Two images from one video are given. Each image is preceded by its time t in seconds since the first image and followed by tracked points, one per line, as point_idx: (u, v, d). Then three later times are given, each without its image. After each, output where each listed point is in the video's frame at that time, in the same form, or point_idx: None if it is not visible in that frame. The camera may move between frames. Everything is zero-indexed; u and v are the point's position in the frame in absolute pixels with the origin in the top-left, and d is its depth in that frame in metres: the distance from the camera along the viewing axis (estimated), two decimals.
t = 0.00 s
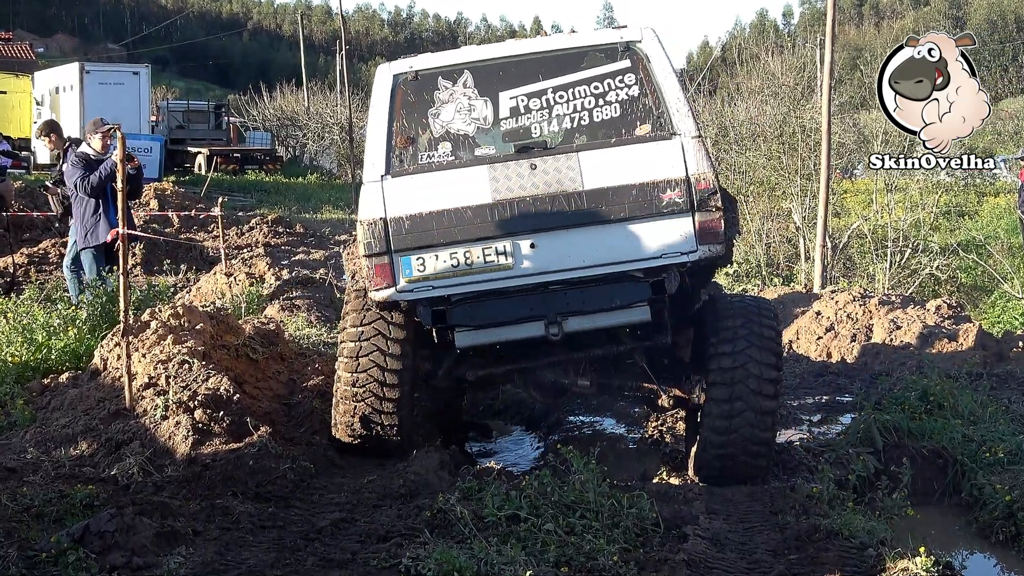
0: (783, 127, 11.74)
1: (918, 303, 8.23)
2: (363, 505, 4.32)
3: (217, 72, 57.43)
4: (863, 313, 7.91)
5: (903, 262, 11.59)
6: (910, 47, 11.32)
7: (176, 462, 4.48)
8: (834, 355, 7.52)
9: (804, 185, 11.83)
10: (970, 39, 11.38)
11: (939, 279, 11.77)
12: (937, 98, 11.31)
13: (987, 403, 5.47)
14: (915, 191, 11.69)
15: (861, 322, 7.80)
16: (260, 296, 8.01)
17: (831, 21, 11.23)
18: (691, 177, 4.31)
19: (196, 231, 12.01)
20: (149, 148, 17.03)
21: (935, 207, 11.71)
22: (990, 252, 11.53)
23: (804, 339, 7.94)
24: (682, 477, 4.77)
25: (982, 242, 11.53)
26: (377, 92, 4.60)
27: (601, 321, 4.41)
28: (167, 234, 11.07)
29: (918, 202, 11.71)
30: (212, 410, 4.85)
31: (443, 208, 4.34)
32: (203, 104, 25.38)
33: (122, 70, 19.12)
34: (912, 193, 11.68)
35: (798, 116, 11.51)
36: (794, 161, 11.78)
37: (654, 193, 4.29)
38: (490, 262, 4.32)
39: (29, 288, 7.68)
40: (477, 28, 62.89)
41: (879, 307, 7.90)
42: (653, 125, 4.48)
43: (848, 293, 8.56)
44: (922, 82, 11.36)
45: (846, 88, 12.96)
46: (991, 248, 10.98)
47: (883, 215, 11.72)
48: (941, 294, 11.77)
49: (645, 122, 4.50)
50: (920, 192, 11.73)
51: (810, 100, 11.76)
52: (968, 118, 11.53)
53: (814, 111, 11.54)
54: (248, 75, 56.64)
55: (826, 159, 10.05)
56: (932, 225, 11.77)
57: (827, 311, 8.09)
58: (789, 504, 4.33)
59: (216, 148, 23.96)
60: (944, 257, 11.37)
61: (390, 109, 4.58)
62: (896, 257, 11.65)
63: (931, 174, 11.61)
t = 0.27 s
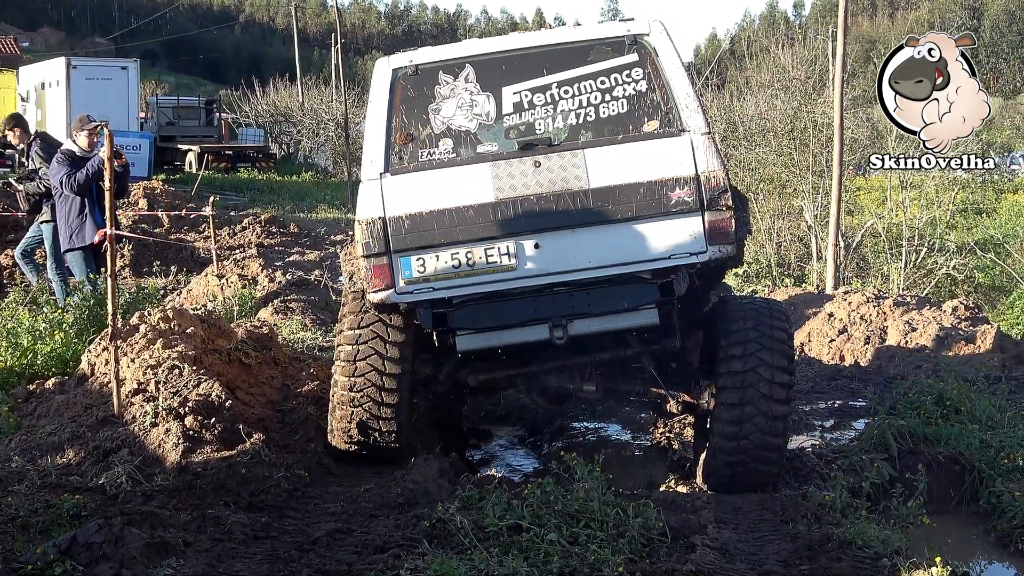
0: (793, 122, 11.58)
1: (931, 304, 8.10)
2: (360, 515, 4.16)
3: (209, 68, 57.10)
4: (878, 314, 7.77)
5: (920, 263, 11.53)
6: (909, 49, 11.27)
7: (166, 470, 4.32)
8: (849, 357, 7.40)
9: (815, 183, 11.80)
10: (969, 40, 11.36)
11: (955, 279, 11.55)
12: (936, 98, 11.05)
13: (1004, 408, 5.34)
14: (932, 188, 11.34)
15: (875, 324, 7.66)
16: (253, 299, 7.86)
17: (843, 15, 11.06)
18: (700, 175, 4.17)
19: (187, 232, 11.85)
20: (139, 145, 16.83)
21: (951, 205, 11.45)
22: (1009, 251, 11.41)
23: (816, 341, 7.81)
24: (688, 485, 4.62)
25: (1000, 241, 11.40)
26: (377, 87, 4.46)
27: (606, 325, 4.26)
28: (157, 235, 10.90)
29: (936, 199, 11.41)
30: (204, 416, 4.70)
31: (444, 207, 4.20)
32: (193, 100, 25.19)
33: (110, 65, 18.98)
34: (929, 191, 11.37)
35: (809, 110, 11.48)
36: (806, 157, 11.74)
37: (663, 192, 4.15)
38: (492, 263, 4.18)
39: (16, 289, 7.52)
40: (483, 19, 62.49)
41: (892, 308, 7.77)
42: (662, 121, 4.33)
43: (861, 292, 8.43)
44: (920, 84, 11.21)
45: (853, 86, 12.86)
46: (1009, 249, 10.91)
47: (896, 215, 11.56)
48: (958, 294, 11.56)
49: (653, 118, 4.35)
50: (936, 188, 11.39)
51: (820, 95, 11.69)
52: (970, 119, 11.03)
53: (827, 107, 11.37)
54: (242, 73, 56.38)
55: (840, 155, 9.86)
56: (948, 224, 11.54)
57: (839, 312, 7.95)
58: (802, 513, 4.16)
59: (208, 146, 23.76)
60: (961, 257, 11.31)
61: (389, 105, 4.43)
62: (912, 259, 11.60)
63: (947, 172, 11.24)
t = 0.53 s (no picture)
0: (795, 121, 11.52)
1: (934, 306, 8.06)
2: (358, 519, 4.13)
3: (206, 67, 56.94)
4: (880, 315, 7.73)
5: (923, 264, 11.52)
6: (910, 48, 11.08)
7: (163, 474, 4.29)
8: (852, 360, 7.36)
9: (817, 184, 11.74)
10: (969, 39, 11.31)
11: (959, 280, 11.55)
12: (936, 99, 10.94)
13: (1007, 411, 5.30)
14: (935, 189, 11.27)
15: (878, 325, 7.62)
16: (250, 302, 7.82)
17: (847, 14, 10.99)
18: (700, 176, 4.14)
19: (184, 234, 11.82)
20: (135, 146, 16.77)
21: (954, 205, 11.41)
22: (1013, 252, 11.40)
23: (818, 344, 7.77)
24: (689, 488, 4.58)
25: (1004, 242, 11.40)
26: (374, 88, 4.42)
27: (606, 326, 4.23)
28: (153, 238, 10.86)
29: (939, 201, 11.35)
30: (201, 420, 4.66)
31: (442, 208, 4.17)
32: (189, 102, 25.20)
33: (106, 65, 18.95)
34: (932, 193, 11.30)
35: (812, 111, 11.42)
36: (808, 157, 11.67)
37: (662, 193, 4.12)
38: (491, 264, 4.14)
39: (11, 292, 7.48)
40: (477, 20, 62.57)
41: (895, 310, 7.72)
42: (661, 121, 4.30)
43: (863, 294, 8.39)
44: (920, 83, 11.06)
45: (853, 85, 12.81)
46: (1013, 250, 10.91)
47: (899, 216, 11.50)
48: (962, 296, 11.54)
49: (652, 118, 4.31)
50: (939, 189, 11.33)
51: (822, 95, 11.64)
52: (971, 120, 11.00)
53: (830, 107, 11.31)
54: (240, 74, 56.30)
55: (842, 155, 9.81)
56: (951, 225, 11.53)
57: (842, 314, 7.91)
58: (804, 516, 4.12)
59: (205, 147, 23.70)
60: (965, 258, 11.35)
61: (387, 106, 4.40)
62: (914, 260, 11.58)
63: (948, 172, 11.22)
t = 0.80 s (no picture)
0: (795, 123, 11.52)
1: (933, 307, 8.06)
2: (356, 521, 4.12)
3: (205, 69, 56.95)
4: (880, 317, 7.72)
5: (922, 266, 11.45)
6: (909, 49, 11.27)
7: (161, 476, 4.28)
8: (851, 361, 7.35)
9: (816, 186, 11.73)
10: (969, 40, 11.44)
11: (958, 282, 11.48)
12: (935, 98, 11.11)
13: (1006, 413, 5.29)
14: (933, 190, 11.10)
15: (877, 327, 7.62)
16: (249, 304, 7.83)
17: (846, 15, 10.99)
18: (698, 177, 4.13)
19: (184, 236, 11.83)
20: (134, 148, 16.76)
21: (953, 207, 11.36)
22: (1012, 255, 11.36)
23: (818, 345, 7.76)
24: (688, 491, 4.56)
25: (1003, 244, 11.35)
26: (372, 90, 4.42)
27: (604, 327, 4.23)
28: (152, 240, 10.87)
29: (937, 201, 11.18)
30: (199, 422, 4.66)
31: (440, 210, 4.16)
32: (189, 103, 25.18)
33: (106, 68, 18.95)
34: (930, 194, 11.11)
35: (811, 112, 11.38)
36: (807, 159, 11.67)
37: (660, 194, 4.11)
38: (489, 266, 4.14)
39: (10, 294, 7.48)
40: (476, 21, 62.47)
41: (895, 312, 7.72)
42: (659, 122, 4.30)
43: (862, 296, 8.39)
44: (920, 84, 11.23)
45: (852, 86, 12.81)
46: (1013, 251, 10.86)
47: (897, 218, 11.40)
48: (961, 297, 11.47)
49: (650, 119, 4.31)
50: (938, 189, 11.13)
51: (822, 95, 11.60)
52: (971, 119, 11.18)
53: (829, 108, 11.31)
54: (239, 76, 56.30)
55: (841, 157, 9.81)
56: (951, 226, 11.51)
57: (841, 316, 7.91)
58: (802, 518, 4.10)
59: (204, 149, 23.70)
60: (964, 259, 11.28)
61: (384, 108, 4.40)
62: (913, 262, 11.52)
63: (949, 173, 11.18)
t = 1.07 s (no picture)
0: (793, 125, 11.51)
1: (931, 309, 8.06)
2: (355, 524, 4.11)
3: (204, 71, 56.95)
4: (878, 319, 7.72)
5: (920, 267, 11.38)
6: (911, 48, 11.30)
7: (160, 479, 4.28)
8: (849, 363, 7.35)
9: (814, 187, 11.72)
10: (969, 40, 11.49)
11: (957, 283, 11.40)
12: (936, 98, 11.16)
13: (1005, 415, 5.29)
14: (932, 191, 11.13)
15: (875, 329, 7.62)
16: (246, 306, 7.82)
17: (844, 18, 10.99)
18: (698, 180, 4.14)
19: (182, 238, 11.83)
20: (132, 151, 16.75)
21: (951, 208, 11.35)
22: (1010, 257, 11.33)
23: (816, 346, 7.75)
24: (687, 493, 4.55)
25: (1000, 246, 11.32)
26: (372, 93, 4.42)
27: (604, 330, 4.23)
28: (151, 243, 10.87)
29: (935, 203, 11.21)
30: (198, 424, 4.65)
31: (441, 214, 4.16)
32: (187, 106, 25.15)
33: (104, 71, 18.94)
34: (928, 195, 11.13)
35: (809, 114, 11.39)
36: (804, 161, 11.67)
37: (661, 198, 4.12)
38: (490, 269, 4.14)
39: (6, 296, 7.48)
40: (475, 24, 62.50)
41: (893, 313, 7.72)
42: (659, 125, 4.29)
43: (859, 298, 8.38)
44: (920, 83, 11.27)
45: (851, 88, 12.82)
46: (1011, 253, 10.81)
47: (895, 219, 11.40)
48: (960, 299, 11.39)
49: (650, 122, 4.30)
50: (935, 190, 11.16)
51: (821, 98, 11.60)
52: (970, 120, 11.22)
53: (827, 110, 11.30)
54: (238, 78, 56.31)
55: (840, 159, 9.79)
56: (949, 228, 11.50)
57: (839, 318, 7.91)
58: (801, 520, 4.10)
59: (203, 151, 23.70)
60: (962, 261, 11.19)
61: (385, 112, 4.40)
62: (911, 264, 11.46)
63: (948, 173, 11.21)
